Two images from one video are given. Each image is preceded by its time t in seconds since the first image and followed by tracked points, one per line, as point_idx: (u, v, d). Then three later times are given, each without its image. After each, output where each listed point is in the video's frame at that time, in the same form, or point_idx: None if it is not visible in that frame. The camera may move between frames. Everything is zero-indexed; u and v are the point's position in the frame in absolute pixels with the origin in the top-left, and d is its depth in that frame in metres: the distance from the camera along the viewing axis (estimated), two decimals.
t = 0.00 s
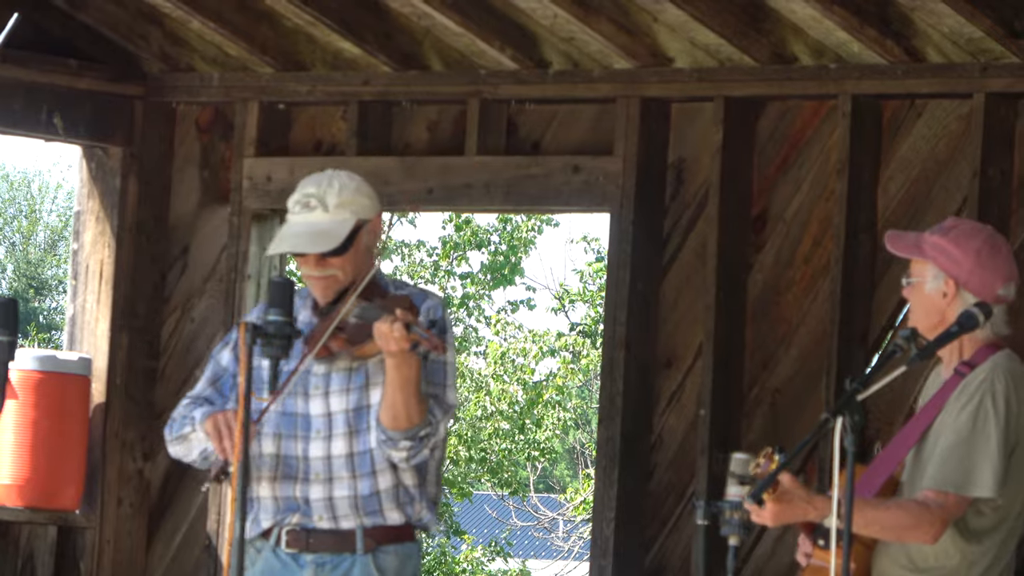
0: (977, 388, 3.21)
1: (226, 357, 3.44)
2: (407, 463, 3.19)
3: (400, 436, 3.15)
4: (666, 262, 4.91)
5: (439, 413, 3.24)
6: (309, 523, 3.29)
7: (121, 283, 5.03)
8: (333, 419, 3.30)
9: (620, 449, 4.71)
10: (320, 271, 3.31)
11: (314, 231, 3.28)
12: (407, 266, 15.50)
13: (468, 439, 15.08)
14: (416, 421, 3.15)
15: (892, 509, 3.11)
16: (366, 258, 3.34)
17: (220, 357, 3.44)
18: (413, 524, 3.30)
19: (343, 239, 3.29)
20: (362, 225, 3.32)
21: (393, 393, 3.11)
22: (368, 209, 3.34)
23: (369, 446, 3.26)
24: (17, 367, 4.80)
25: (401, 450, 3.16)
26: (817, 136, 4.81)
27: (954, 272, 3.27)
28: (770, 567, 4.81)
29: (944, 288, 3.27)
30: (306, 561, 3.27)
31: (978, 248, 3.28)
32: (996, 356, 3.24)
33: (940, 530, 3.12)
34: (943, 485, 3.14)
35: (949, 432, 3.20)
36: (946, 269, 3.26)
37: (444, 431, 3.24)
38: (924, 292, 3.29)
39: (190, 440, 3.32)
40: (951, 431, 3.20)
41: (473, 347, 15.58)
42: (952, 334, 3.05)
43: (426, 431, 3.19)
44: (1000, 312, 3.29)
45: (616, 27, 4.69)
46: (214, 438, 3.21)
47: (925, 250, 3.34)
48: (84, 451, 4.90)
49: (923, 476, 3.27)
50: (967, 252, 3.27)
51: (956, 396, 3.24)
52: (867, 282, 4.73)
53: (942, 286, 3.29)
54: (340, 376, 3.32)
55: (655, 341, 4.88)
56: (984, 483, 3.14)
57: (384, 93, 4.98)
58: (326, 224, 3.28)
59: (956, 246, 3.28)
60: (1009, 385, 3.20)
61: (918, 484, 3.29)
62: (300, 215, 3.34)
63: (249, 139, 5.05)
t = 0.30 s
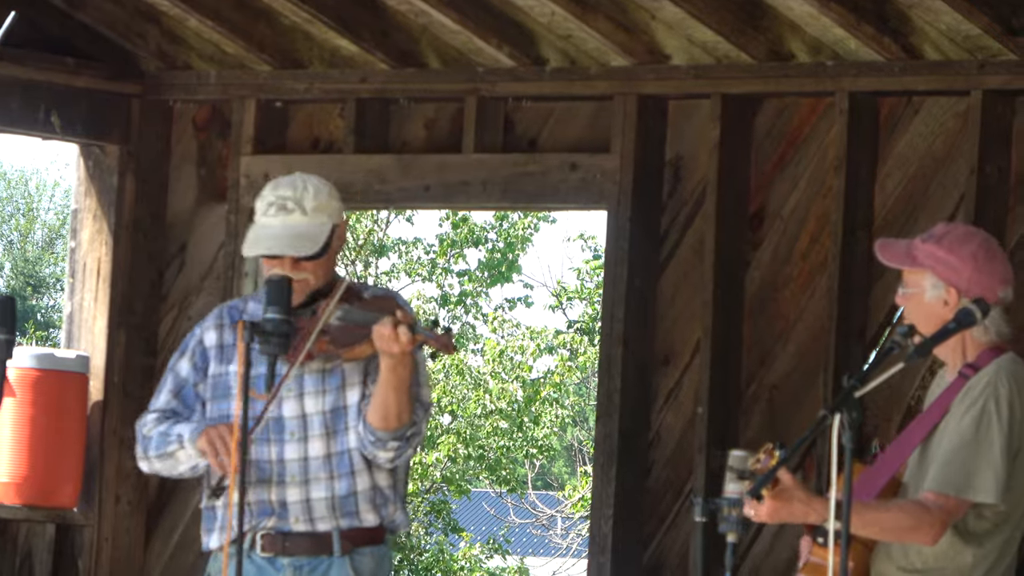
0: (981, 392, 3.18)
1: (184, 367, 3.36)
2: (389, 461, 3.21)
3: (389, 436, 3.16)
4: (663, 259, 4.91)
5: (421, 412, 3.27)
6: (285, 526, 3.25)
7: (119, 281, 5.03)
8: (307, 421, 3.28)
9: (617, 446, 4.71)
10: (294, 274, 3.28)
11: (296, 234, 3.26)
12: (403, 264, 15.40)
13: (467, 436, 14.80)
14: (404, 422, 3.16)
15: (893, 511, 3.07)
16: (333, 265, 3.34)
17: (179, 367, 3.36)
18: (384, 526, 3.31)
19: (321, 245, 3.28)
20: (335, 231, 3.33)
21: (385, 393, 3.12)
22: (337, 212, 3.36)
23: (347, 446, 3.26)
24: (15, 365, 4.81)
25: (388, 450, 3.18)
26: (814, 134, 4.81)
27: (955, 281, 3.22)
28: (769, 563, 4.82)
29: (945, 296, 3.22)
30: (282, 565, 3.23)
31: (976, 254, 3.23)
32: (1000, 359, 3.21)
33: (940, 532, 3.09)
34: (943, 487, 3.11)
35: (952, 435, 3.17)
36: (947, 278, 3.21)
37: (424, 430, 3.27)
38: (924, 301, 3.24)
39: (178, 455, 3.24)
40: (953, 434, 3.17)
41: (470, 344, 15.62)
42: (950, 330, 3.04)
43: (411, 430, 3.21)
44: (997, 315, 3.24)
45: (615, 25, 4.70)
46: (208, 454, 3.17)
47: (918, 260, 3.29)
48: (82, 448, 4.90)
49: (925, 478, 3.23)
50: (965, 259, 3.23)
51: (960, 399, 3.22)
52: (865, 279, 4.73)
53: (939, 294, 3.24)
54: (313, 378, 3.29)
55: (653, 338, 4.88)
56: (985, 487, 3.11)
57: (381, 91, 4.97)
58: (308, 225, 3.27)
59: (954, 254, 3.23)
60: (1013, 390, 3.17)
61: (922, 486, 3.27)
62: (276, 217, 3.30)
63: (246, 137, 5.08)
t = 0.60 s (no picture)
0: (959, 375, 3.20)
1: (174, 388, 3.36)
2: (390, 451, 3.21)
3: (388, 424, 3.18)
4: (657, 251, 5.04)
5: (415, 403, 3.28)
6: (289, 525, 3.24)
7: (127, 273, 5.16)
8: (305, 420, 3.30)
9: (612, 433, 4.84)
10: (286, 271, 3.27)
11: (289, 235, 3.25)
12: (403, 256, 15.69)
13: (467, 425, 15.08)
14: (401, 409, 3.19)
15: (876, 492, 3.13)
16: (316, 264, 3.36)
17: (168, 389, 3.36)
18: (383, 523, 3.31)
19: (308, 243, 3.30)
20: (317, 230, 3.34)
21: (381, 380, 3.15)
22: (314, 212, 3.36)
23: (345, 441, 3.27)
24: (25, 355, 4.92)
25: (388, 439, 3.18)
26: (803, 130, 4.94)
27: (950, 265, 3.25)
28: (759, 546, 4.97)
29: (940, 279, 3.25)
30: (287, 561, 3.22)
31: (975, 243, 3.27)
32: (980, 344, 3.22)
33: (919, 511, 3.13)
34: (923, 469, 3.15)
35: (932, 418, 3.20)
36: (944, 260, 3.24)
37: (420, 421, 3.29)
38: (918, 282, 3.28)
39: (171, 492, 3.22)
40: (933, 417, 3.20)
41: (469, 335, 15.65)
42: (935, 320, 3.09)
43: (407, 419, 3.22)
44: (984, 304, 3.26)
45: (608, 22, 4.81)
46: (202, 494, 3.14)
47: (917, 240, 3.32)
48: (91, 436, 5.04)
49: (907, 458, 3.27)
50: (964, 245, 3.26)
51: (941, 381, 3.24)
52: (853, 269, 4.87)
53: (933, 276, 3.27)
54: (307, 378, 3.31)
55: (646, 329, 5.01)
56: (964, 467, 3.14)
57: (381, 88, 5.09)
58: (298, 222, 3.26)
59: (953, 240, 3.26)
60: (992, 373, 3.20)
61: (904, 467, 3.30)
62: (264, 218, 3.25)
63: (250, 132, 5.22)
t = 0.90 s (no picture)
0: (925, 365, 3.55)
1: (191, 362, 3.72)
2: (387, 431, 3.57)
3: (388, 407, 3.52)
4: (644, 246, 5.42)
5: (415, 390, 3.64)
6: (295, 495, 3.60)
7: (152, 264, 5.56)
8: (313, 400, 3.66)
9: (601, 415, 5.23)
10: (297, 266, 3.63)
11: (294, 231, 3.59)
12: (408, 250, 16.10)
13: (467, 406, 15.49)
14: (401, 395, 3.53)
15: (851, 471, 3.45)
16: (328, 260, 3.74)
17: (184, 363, 3.72)
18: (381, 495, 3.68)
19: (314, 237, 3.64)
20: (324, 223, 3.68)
21: (385, 366, 3.50)
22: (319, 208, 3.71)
23: (349, 421, 3.63)
24: (59, 340, 5.29)
25: (387, 421, 3.54)
26: (779, 134, 5.33)
27: (908, 265, 3.59)
28: (739, 519, 5.35)
29: (899, 279, 3.60)
30: (294, 529, 3.58)
31: (929, 244, 3.60)
32: (942, 336, 3.58)
33: (892, 491, 3.46)
34: (894, 450, 3.48)
35: (901, 405, 3.54)
36: (902, 263, 3.58)
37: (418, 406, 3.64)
38: (879, 283, 3.62)
39: (168, 458, 3.57)
40: (902, 403, 3.54)
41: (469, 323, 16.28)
42: (902, 312, 3.39)
43: (407, 404, 3.56)
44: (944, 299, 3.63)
45: (598, 32, 5.18)
46: (195, 463, 3.49)
47: (876, 245, 3.65)
48: (118, 416, 5.41)
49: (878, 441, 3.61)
50: (919, 247, 3.59)
51: (908, 372, 3.58)
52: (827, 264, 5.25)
53: (893, 278, 3.62)
54: (315, 361, 3.67)
55: (634, 318, 5.40)
56: (932, 450, 3.48)
57: (389, 93, 5.49)
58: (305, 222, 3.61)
59: (910, 242, 3.60)
60: (956, 361, 3.54)
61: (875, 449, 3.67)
62: (271, 218, 3.61)
63: (268, 134, 5.62)
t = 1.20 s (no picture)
0: (886, 352, 3.80)
1: (223, 318, 4.16)
2: (374, 414, 3.94)
3: (376, 391, 3.89)
4: (631, 244, 5.83)
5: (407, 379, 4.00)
6: (289, 462, 3.96)
7: (175, 256, 5.96)
8: (316, 373, 4.02)
9: (590, 399, 5.63)
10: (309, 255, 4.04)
11: (292, 233, 3.98)
12: (413, 245, 16.54)
13: (465, 390, 15.94)
14: (390, 383, 3.90)
15: (818, 445, 3.68)
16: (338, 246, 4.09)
17: (217, 318, 4.16)
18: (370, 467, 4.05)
19: (315, 229, 4.01)
20: (322, 214, 4.04)
21: (380, 355, 3.85)
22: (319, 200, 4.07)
23: (345, 397, 4.00)
24: (88, 326, 5.68)
25: (372, 403, 3.91)
26: (760, 140, 5.72)
27: (871, 251, 3.88)
28: (717, 498, 5.76)
29: (861, 264, 3.89)
30: (287, 494, 3.94)
31: (891, 232, 3.88)
32: (904, 324, 3.84)
33: (857, 465, 3.69)
34: (859, 427, 3.72)
35: (864, 387, 3.78)
36: (864, 248, 3.87)
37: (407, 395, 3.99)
38: (845, 269, 3.91)
39: (224, 392, 3.97)
40: (867, 383, 3.78)
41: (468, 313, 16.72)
42: (870, 306, 3.63)
43: (395, 392, 3.93)
44: (909, 289, 3.87)
45: (592, 46, 5.58)
46: (254, 388, 3.86)
47: (846, 234, 3.96)
48: (142, 397, 5.83)
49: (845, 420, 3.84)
50: (881, 235, 3.88)
51: (872, 358, 3.83)
52: (801, 261, 5.67)
53: (858, 263, 3.90)
54: (324, 340, 4.04)
55: (622, 310, 5.80)
56: (893, 428, 3.72)
57: (396, 99, 5.88)
58: (301, 219, 3.98)
59: (873, 230, 3.90)
60: (915, 347, 3.80)
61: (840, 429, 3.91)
62: (273, 224, 4.02)
63: (283, 137, 6.05)
